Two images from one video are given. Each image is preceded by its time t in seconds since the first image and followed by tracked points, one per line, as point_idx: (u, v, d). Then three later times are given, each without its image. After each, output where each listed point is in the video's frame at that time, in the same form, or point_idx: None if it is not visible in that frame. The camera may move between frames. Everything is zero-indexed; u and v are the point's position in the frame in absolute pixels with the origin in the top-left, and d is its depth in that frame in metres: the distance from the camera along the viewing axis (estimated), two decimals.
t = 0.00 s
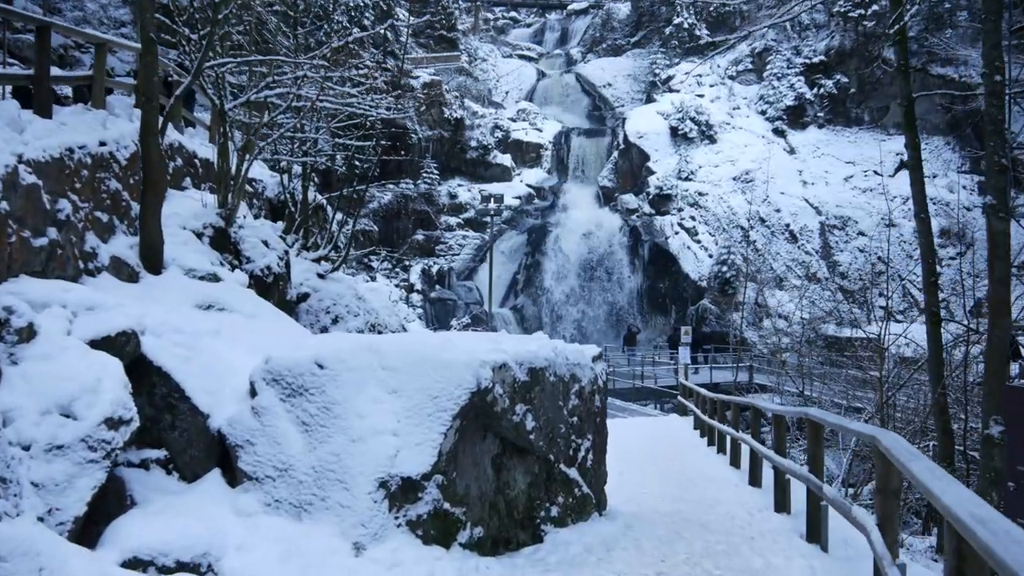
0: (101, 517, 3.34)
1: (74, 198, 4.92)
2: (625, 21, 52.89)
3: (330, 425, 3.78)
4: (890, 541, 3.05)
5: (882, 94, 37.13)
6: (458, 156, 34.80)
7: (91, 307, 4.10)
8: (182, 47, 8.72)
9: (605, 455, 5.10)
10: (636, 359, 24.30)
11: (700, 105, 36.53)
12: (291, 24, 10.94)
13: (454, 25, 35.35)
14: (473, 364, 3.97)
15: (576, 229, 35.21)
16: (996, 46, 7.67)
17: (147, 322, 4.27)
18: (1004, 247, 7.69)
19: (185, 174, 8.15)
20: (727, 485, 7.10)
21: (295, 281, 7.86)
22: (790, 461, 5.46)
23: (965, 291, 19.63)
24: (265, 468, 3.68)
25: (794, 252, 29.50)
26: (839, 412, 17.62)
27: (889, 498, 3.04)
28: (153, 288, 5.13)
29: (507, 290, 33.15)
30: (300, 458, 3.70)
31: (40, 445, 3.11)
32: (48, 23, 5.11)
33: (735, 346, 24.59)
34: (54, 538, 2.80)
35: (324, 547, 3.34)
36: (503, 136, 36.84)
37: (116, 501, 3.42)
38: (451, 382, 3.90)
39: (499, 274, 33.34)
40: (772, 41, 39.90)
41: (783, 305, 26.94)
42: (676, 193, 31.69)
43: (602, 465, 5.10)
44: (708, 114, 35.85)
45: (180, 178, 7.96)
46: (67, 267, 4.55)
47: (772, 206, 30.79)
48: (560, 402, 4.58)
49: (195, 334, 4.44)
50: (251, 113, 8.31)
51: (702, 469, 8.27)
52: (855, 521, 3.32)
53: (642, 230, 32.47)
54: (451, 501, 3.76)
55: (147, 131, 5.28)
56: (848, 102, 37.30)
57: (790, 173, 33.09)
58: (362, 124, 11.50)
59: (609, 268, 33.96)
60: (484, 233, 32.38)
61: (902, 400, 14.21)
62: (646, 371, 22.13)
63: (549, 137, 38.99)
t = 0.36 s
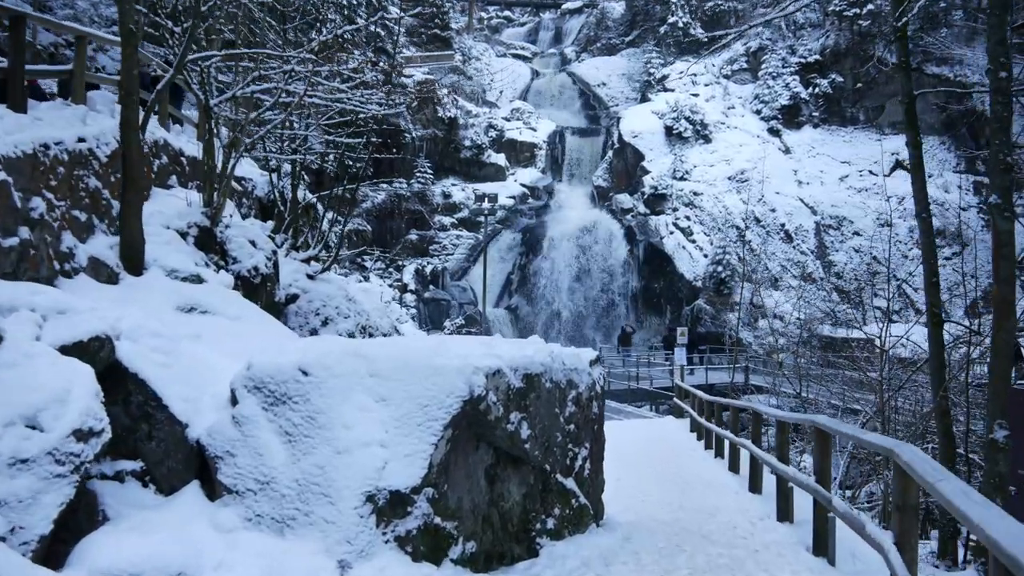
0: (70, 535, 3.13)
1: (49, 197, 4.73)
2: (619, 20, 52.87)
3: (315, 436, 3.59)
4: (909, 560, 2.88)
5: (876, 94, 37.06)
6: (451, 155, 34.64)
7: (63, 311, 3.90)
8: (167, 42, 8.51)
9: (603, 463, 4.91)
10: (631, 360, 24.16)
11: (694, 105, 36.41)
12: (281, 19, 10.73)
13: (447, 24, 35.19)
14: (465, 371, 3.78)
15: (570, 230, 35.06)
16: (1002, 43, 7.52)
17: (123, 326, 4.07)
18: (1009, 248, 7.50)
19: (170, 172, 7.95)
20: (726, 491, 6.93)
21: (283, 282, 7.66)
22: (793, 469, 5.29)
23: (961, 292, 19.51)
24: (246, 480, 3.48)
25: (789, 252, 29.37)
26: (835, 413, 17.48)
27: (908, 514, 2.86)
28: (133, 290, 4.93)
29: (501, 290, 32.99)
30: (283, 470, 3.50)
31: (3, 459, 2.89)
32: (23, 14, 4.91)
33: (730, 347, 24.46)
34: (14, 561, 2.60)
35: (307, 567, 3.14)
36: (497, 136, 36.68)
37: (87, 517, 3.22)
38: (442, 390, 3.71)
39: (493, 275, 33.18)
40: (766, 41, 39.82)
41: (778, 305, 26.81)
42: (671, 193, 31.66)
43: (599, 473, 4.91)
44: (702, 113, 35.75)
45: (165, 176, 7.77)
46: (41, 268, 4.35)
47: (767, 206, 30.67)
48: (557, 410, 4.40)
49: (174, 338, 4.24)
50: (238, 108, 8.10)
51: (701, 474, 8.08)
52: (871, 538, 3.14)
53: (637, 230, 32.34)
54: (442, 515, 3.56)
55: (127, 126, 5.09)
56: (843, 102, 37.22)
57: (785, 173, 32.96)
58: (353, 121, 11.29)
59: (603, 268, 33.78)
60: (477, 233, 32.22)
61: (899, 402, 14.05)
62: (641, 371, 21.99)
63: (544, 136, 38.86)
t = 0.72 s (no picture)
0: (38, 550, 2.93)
1: (24, 191, 4.54)
2: (612, 19, 52.73)
3: (301, 442, 3.38)
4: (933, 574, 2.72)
5: (871, 93, 36.98)
6: (444, 155, 34.49)
7: (36, 310, 3.71)
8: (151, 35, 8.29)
9: (602, 468, 4.74)
10: (626, 360, 24.01)
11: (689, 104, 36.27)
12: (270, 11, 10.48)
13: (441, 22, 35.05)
14: (460, 372, 3.60)
15: (564, 229, 34.92)
16: (1006, 37, 7.36)
17: (100, 326, 3.87)
18: (1014, 245, 7.33)
19: (156, 168, 7.76)
20: (727, 495, 6.77)
21: (272, 280, 7.46)
22: (798, 473, 5.14)
23: (958, 291, 19.41)
24: (228, 488, 3.28)
25: (784, 252, 29.23)
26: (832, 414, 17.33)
27: (934, 527, 2.70)
28: (113, 289, 4.73)
29: (495, 290, 32.79)
30: (267, 478, 3.30)
31: None
32: None
33: (725, 347, 24.33)
34: None
35: None
36: (490, 135, 36.53)
37: (58, 529, 3.01)
38: (435, 394, 3.52)
39: (486, 275, 33.02)
40: (761, 40, 39.74)
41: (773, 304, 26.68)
42: (665, 193, 31.43)
43: (598, 479, 4.73)
44: (697, 113, 35.64)
45: (150, 171, 7.56)
46: (15, 266, 4.16)
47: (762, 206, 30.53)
48: (555, 412, 4.22)
49: (154, 339, 4.05)
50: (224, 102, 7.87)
51: (700, 477, 7.91)
52: (894, 550, 2.97)
53: (631, 230, 32.20)
54: (435, 525, 3.37)
55: (106, 118, 4.90)
56: (838, 101, 37.13)
57: (779, 173, 32.84)
58: (344, 118, 11.10)
59: (598, 268, 33.60)
60: (471, 233, 32.05)
61: (897, 402, 13.89)
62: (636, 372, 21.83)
63: (537, 136, 38.69)
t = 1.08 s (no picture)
0: None
1: None
2: (597, 18, 52.65)
3: (276, 453, 3.17)
4: None
5: (855, 93, 36.98)
6: (428, 153, 34.26)
7: None
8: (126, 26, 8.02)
9: (593, 476, 4.56)
10: (610, 360, 23.86)
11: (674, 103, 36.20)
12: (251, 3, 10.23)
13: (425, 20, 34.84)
14: (446, 379, 3.40)
15: (549, 228, 34.77)
16: (1001, 33, 7.23)
17: (62, 329, 3.66)
18: (1010, 246, 7.19)
19: (131, 163, 7.51)
20: (718, 501, 6.61)
21: (251, 280, 7.23)
22: (793, 480, 4.99)
23: (944, 291, 19.39)
24: (198, 503, 3.07)
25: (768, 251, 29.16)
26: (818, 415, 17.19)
27: (951, 545, 2.53)
28: (80, 288, 4.51)
29: (479, 290, 32.57)
30: (240, 492, 3.09)
31: None
32: None
33: (710, 347, 24.25)
34: None
35: None
36: (474, 134, 36.33)
37: (14, 549, 2.81)
38: (420, 401, 3.32)
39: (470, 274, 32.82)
40: (746, 39, 39.72)
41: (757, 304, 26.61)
42: (650, 192, 31.32)
43: (588, 488, 4.55)
44: (681, 112, 35.54)
45: (124, 168, 7.31)
46: None
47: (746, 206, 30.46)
48: (545, 417, 4.03)
49: (121, 343, 3.84)
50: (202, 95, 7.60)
51: (689, 482, 7.74)
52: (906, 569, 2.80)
53: (616, 230, 32.07)
54: (419, 541, 3.16)
55: (74, 109, 4.66)
56: (822, 101, 37.15)
57: (764, 172, 32.75)
58: (327, 114, 10.89)
59: (582, 267, 33.43)
60: (454, 232, 31.85)
61: (884, 404, 13.76)
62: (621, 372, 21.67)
63: (522, 134, 38.50)
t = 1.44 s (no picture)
0: None
1: None
2: (580, 18, 52.63)
3: (243, 461, 2.94)
4: None
5: (837, 92, 37.01)
6: (411, 153, 34.05)
7: None
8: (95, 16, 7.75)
9: (580, 480, 4.38)
10: (595, 360, 23.71)
11: (657, 102, 36.15)
12: None
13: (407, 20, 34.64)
14: (425, 380, 3.21)
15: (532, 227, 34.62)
16: (991, 25, 7.08)
17: (16, 332, 3.47)
18: (1000, 242, 7.03)
19: (100, 159, 7.28)
20: (708, 504, 6.44)
21: (225, 280, 6.99)
22: (784, 483, 4.82)
23: (926, 288, 19.39)
24: (159, 514, 2.83)
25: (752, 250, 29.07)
26: (803, 414, 17.09)
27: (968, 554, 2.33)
28: (40, 287, 4.30)
29: (463, 291, 32.39)
30: (204, 503, 2.86)
31: None
32: None
33: (695, 347, 24.15)
34: None
35: None
36: (457, 134, 36.16)
37: None
38: (397, 405, 3.11)
39: (453, 274, 32.62)
40: (729, 38, 39.74)
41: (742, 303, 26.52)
42: (634, 191, 31.21)
43: (575, 493, 4.36)
44: (665, 112, 35.47)
45: (93, 164, 7.08)
46: None
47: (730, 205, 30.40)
48: (531, 421, 3.85)
49: (79, 345, 3.63)
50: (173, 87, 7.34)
51: (677, 485, 7.58)
52: None
53: (600, 229, 31.92)
54: (396, 553, 2.96)
55: (32, 100, 4.45)
56: (805, 100, 37.21)
57: (747, 171, 32.71)
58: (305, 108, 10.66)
59: (566, 267, 33.30)
60: (438, 233, 31.66)
61: (870, 403, 13.65)
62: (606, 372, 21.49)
63: (505, 134, 38.36)
